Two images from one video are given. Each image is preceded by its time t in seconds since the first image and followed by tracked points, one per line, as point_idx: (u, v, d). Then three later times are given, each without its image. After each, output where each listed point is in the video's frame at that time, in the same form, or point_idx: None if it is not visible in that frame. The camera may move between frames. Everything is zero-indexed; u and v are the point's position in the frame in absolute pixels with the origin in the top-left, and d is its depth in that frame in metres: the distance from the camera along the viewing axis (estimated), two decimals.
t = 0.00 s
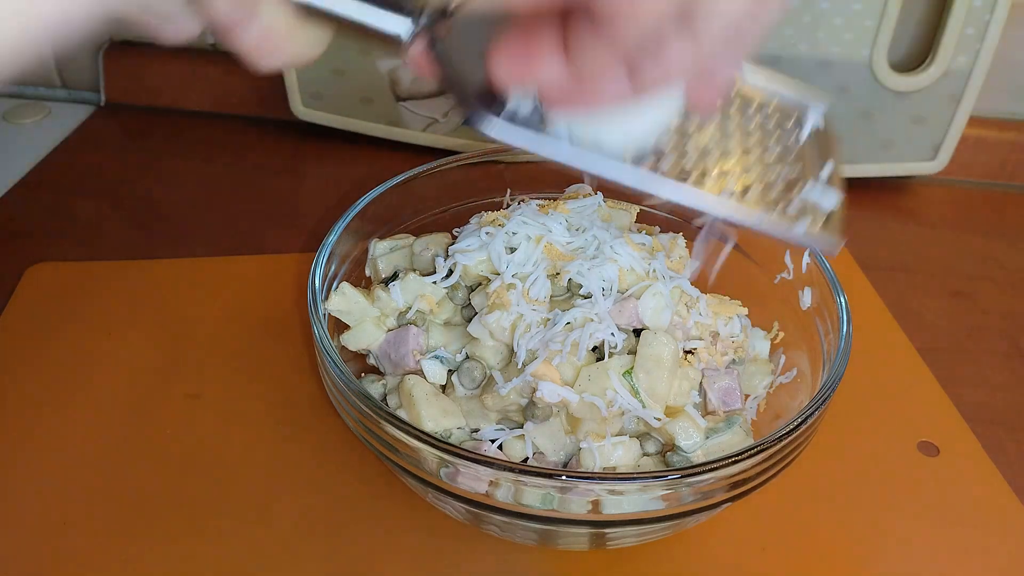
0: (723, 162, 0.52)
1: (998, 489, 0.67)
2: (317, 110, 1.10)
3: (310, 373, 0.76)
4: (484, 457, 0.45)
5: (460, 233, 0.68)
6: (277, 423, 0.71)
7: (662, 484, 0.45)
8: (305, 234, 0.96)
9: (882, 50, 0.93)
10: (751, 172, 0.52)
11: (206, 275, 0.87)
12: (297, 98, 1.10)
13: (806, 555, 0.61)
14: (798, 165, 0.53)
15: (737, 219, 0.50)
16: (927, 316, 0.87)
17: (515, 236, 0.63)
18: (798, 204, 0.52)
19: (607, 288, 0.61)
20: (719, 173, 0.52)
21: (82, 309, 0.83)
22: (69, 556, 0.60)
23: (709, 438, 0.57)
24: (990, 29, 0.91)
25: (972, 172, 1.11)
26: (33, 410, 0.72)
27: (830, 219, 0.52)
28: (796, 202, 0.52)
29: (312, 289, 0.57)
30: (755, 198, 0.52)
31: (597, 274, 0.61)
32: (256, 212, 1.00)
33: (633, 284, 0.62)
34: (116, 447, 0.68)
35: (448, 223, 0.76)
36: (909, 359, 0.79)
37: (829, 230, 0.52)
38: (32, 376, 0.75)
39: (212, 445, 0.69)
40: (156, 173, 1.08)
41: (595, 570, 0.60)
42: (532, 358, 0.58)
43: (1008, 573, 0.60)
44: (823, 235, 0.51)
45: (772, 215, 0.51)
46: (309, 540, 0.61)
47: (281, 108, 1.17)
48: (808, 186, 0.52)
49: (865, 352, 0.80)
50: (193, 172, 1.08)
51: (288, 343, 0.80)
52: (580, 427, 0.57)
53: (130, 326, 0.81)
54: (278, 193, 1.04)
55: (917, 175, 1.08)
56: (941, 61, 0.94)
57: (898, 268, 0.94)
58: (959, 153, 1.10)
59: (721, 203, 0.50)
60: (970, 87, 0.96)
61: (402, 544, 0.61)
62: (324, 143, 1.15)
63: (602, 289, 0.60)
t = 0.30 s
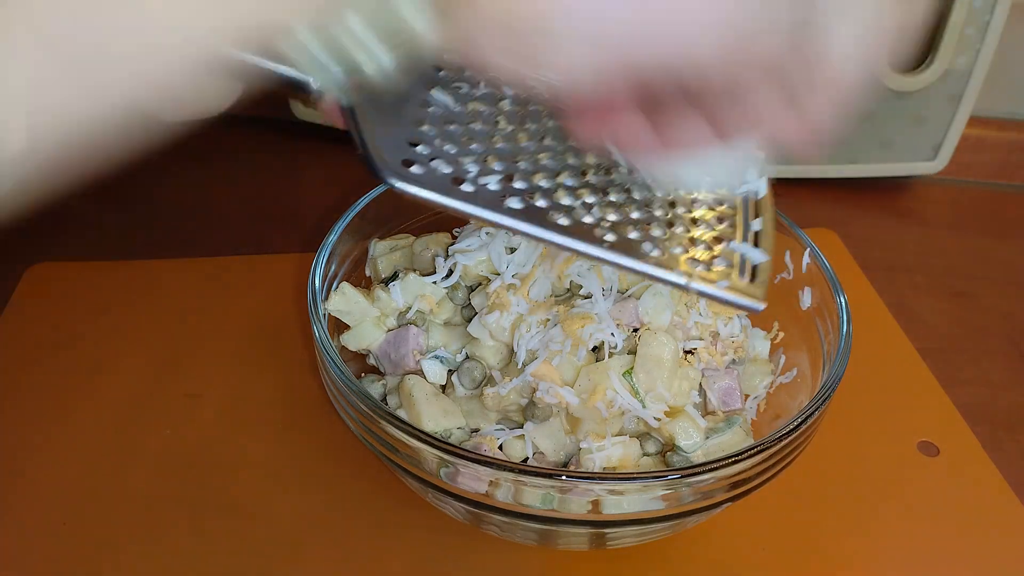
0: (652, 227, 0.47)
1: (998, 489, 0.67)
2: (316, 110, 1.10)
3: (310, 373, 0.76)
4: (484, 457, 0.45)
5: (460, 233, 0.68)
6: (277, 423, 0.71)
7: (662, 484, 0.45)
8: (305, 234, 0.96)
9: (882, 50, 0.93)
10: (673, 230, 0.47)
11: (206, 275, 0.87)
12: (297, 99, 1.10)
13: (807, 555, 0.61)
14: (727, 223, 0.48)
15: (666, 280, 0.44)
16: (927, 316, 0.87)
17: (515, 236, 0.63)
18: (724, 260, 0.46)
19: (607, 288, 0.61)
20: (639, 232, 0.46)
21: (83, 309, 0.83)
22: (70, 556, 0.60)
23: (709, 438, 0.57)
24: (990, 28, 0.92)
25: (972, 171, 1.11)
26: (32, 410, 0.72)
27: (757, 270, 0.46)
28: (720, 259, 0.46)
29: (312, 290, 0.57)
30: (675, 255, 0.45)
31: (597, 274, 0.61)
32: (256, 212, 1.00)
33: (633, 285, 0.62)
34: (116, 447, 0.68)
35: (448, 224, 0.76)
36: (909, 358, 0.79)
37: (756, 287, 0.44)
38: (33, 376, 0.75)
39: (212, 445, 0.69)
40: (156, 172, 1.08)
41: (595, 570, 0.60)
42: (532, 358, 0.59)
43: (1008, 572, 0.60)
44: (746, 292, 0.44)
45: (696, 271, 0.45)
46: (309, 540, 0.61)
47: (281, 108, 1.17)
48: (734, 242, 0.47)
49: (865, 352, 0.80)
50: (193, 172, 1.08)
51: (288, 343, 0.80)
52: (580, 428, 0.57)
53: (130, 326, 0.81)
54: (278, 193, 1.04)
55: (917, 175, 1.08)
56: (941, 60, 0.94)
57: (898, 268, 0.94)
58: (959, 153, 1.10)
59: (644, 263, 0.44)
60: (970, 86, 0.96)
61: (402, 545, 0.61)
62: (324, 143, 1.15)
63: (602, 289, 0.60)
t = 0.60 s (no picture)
0: (632, 205, 0.48)
1: (998, 489, 0.67)
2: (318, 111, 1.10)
3: (310, 372, 0.76)
4: (484, 457, 0.45)
5: (460, 233, 0.68)
6: (277, 422, 0.71)
7: (662, 484, 0.45)
8: (304, 234, 0.96)
9: (882, 51, 0.93)
10: (649, 207, 0.48)
11: (205, 275, 0.87)
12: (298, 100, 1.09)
13: (808, 555, 0.61)
14: (700, 202, 0.50)
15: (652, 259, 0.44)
16: (927, 316, 0.87)
17: (515, 236, 0.63)
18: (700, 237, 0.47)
19: (607, 288, 0.61)
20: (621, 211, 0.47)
21: (82, 309, 0.83)
22: (70, 556, 0.60)
23: (709, 438, 0.57)
24: (990, 29, 0.92)
25: (972, 171, 1.11)
26: (31, 411, 0.72)
27: (731, 249, 0.47)
28: (696, 236, 0.47)
29: (313, 290, 0.57)
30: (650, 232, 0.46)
31: (597, 274, 0.61)
32: (256, 212, 1.00)
33: (633, 284, 0.62)
34: (116, 447, 0.68)
35: (447, 224, 0.76)
36: (908, 358, 0.80)
37: (730, 263, 0.46)
38: (34, 376, 0.75)
39: (211, 446, 0.69)
40: (156, 172, 1.08)
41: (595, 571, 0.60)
42: (532, 358, 0.59)
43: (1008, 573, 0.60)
44: (722, 270, 0.45)
45: (676, 249, 0.45)
46: (309, 540, 0.61)
47: (281, 108, 1.17)
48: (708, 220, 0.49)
49: (865, 352, 0.80)
50: (193, 173, 1.08)
51: (288, 343, 0.80)
52: (580, 427, 0.57)
53: (129, 326, 0.81)
54: (278, 193, 1.04)
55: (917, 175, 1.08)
56: (941, 60, 0.94)
57: (898, 268, 0.94)
58: (958, 152, 1.10)
59: (627, 239, 0.44)
60: (970, 86, 0.96)
61: (402, 546, 0.61)
62: (324, 143, 1.15)
63: (602, 289, 0.60)
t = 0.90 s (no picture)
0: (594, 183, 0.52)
1: (998, 489, 0.67)
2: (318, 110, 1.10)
3: (310, 372, 0.76)
4: (484, 457, 0.45)
5: (460, 233, 0.68)
6: (277, 422, 0.71)
7: (662, 484, 0.45)
8: (305, 234, 0.96)
9: (882, 50, 0.93)
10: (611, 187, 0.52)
11: (206, 275, 0.87)
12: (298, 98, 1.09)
13: (808, 555, 0.61)
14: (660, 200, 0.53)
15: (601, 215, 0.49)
16: (927, 316, 0.87)
17: (515, 236, 0.63)
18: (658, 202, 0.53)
19: (607, 288, 0.61)
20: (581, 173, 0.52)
21: (81, 309, 0.83)
22: (69, 556, 0.60)
23: (709, 438, 0.57)
24: (990, 28, 0.91)
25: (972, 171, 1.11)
26: (31, 410, 0.72)
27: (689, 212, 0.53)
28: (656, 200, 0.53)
29: (312, 289, 0.57)
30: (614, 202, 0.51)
31: (597, 274, 0.60)
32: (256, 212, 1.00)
33: (633, 284, 0.62)
34: (116, 446, 0.68)
35: (448, 223, 0.76)
36: (908, 358, 0.80)
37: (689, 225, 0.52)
38: (35, 376, 0.75)
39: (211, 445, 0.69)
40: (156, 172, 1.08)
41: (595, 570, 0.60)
42: (532, 358, 0.58)
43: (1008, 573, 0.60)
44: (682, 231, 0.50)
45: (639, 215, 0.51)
46: (309, 540, 0.61)
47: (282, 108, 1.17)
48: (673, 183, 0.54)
49: (865, 352, 0.80)
50: (194, 173, 1.08)
51: (288, 343, 0.80)
52: (580, 428, 0.57)
53: (129, 326, 0.81)
54: (278, 193, 1.04)
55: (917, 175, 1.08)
56: (941, 60, 0.94)
57: (898, 268, 0.94)
58: (959, 153, 1.10)
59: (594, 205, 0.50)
60: (970, 86, 0.96)
61: (402, 545, 0.61)
62: (325, 144, 1.15)
63: (602, 289, 0.60)
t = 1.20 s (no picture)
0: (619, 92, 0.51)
1: (998, 489, 0.67)
2: (317, 110, 1.10)
3: (310, 373, 0.76)
4: (483, 457, 0.45)
5: (460, 233, 0.68)
6: (277, 422, 0.71)
7: (662, 484, 0.45)
8: (304, 234, 0.96)
9: (882, 51, 0.93)
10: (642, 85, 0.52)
11: (205, 275, 0.87)
12: (297, 98, 1.09)
13: (807, 555, 0.61)
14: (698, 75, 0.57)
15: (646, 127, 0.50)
16: (926, 316, 0.87)
17: (515, 236, 0.62)
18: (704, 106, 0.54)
19: (607, 288, 0.61)
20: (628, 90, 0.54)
21: (81, 309, 0.83)
22: (68, 556, 0.60)
23: (709, 438, 0.57)
24: (990, 29, 0.91)
25: (972, 171, 1.11)
26: (30, 411, 0.72)
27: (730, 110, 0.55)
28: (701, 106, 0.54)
29: (312, 290, 0.57)
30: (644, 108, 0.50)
31: (597, 274, 0.60)
32: (255, 212, 1.00)
33: (633, 284, 0.62)
34: (115, 446, 0.68)
35: (448, 223, 0.76)
36: (908, 359, 0.79)
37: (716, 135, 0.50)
38: (35, 376, 0.75)
39: (211, 445, 0.69)
40: (156, 172, 1.08)
41: (595, 570, 0.60)
42: (532, 358, 0.58)
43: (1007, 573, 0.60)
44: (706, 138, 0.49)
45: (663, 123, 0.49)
46: (309, 540, 0.61)
47: (281, 108, 1.17)
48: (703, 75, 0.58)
49: (865, 352, 0.80)
50: (193, 173, 1.08)
51: (288, 343, 0.80)
52: (580, 428, 0.57)
53: (129, 326, 0.81)
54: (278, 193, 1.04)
55: (916, 175, 1.08)
56: (941, 61, 0.94)
57: (898, 268, 0.94)
58: (958, 153, 1.10)
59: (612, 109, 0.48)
60: (970, 87, 0.96)
61: (403, 546, 0.61)
62: (324, 144, 1.14)
63: (602, 289, 0.60)
